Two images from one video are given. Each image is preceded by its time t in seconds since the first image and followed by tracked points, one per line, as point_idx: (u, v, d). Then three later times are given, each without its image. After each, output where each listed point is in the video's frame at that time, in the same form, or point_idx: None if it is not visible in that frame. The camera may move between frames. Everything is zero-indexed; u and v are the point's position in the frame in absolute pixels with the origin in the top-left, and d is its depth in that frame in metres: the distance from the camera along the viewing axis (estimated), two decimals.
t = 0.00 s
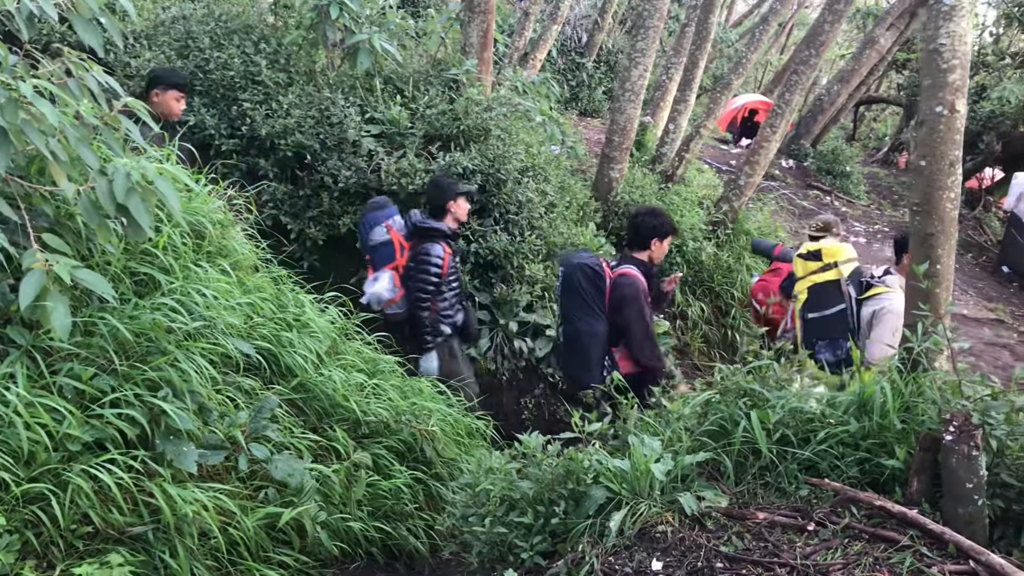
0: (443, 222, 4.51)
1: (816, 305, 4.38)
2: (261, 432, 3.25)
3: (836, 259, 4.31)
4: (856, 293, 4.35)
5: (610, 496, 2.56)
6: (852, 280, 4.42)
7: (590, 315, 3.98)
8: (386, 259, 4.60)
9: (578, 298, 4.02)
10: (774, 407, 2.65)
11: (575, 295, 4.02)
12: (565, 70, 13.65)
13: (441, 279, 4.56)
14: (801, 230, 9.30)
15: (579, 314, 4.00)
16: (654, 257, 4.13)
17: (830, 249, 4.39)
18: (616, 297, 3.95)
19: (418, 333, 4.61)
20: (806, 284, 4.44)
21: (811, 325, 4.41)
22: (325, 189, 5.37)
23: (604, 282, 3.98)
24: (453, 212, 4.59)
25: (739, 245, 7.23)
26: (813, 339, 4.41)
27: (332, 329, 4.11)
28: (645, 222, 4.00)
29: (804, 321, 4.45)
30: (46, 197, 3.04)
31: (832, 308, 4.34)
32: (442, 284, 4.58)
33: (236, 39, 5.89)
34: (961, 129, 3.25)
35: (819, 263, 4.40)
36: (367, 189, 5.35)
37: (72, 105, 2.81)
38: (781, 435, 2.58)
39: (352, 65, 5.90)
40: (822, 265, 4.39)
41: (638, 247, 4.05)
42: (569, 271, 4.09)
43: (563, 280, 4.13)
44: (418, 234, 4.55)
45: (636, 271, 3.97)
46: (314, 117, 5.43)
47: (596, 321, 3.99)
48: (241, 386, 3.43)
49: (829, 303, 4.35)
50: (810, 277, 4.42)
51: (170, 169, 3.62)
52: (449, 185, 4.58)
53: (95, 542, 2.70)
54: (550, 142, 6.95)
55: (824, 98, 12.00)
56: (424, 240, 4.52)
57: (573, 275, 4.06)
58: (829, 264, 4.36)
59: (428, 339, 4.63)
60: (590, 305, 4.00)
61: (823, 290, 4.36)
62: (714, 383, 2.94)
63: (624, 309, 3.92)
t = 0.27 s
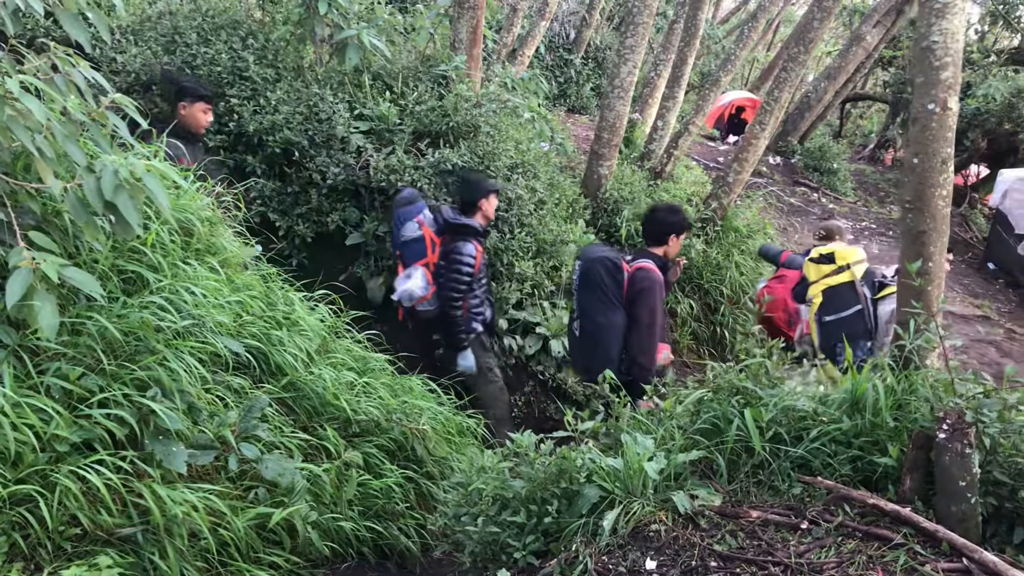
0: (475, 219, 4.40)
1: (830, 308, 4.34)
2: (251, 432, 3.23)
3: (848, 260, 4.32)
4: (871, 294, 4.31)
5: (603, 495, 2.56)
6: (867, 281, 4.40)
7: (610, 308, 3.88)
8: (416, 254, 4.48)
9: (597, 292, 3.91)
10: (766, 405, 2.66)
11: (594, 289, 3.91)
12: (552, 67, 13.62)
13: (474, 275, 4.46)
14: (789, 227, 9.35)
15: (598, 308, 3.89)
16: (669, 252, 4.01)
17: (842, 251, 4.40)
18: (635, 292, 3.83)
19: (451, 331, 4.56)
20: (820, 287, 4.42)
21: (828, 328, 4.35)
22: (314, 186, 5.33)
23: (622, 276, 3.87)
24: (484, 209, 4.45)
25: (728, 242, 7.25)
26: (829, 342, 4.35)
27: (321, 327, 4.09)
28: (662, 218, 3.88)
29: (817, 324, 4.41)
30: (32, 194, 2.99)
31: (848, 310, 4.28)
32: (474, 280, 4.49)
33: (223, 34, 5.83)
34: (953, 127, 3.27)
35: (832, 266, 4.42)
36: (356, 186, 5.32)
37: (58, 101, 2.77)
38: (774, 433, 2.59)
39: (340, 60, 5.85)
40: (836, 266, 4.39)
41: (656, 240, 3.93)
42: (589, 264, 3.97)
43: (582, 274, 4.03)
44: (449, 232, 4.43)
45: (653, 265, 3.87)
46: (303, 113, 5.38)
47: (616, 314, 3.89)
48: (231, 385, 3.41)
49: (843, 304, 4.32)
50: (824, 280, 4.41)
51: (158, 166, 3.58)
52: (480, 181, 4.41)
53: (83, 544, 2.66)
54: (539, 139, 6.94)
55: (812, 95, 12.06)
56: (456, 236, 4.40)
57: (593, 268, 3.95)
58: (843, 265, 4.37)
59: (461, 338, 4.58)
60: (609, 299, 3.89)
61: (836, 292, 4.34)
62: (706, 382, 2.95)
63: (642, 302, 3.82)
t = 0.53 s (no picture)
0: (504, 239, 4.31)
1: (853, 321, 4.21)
2: (239, 435, 3.20)
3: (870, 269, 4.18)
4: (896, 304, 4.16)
5: (594, 496, 2.55)
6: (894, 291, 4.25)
7: (635, 319, 3.85)
8: (443, 272, 4.39)
9: (622, 302, 3.86)
10: (757, 405, 2.67)
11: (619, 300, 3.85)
12: (538, 66, 13.60)
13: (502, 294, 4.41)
14: (774, 225, 9.42)
15: (624, 319, 3.86)
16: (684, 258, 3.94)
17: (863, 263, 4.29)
18: (659, 302, 3.79)
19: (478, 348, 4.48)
20: (842, 300, 4.28)
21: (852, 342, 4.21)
22: (301, 185, 5.29)
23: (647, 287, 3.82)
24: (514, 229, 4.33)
25: (714, 240, 7.28)
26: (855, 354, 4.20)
27: (309, 328, 4.05)
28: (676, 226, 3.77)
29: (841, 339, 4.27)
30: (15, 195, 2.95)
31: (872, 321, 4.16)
32: (501, 299, 4.43)
33: (208, 33, 5.76)
34: (941, 126, 3.29)
35: (854, 278, 4.26)
36: (343, 185, 5.28)
37: (42, 100, 2.72)
38: (765, 433, 2.60)
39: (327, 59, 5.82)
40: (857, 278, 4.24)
41: (672, 248, 3.81)
42: (612, 274, 3.91)
43: (604, 283, 3.96)
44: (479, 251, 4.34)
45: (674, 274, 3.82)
46: (289, 112, 5.35)
47: (640, 324, 3.87)
48: (218, 387, 3.37)
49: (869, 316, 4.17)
50: (846, 292, 4.26)
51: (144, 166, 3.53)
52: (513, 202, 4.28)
53: (69, 550, 2.63)
54: (527, 138, 6.94)
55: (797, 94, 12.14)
56: (486, 255, 4.32)
57: (616, 277, 3.88)
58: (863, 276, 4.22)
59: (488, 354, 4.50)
60: (634, 309, 3.85)
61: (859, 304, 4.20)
62: (697, 382, 2.95)
63: (667, 312, 3.79)
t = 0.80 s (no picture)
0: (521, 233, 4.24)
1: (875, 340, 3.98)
2: (227, 436, 3.16)
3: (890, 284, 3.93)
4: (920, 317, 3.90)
5: (585, 495, 2.55)
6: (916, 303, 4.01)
7: (655, 316, 3.88)
8: (459, 267, 4.20)
9: (642, 299, 3.89)
10: (746, 403, 2.68)
11: (640, 297, 3.88)
12: (523, 63, 13.57)
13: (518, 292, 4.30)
14: (759, 223, 9.47)
15: (645, 316, 3.87)
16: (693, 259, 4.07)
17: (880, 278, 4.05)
18: (679, 299, 3.85)
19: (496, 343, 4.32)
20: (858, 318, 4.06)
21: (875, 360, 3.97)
22: (286, 184, 5.24)
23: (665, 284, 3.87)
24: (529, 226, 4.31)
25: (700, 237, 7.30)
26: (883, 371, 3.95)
27: (296, 328, 4.01)
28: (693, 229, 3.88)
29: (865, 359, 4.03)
30: None
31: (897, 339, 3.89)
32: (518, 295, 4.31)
33: (191, 30, 5.69)
34: (928, 124, 3.32)
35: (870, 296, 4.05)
36: (329, 184, 5.23)
37: (24, 99, 2.67)
38: (754, 431, 2.61)
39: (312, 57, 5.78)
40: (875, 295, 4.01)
41: (684, 246, 3.93)
42: (631, 272, 3.94)
43: (622, 282, 3.98)
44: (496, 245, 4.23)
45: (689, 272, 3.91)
46: (274, 110, 5.31)
47: (659, 322, 3.89)
48: (205, 389, 3.33)
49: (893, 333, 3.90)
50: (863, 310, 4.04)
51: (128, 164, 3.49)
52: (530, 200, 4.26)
53: (54, 554, 2.59)
54: (513, 136, 6.93)
55: (781, 92, 12.22)
56: (502, 249, 4.21)
57: (636, 276, 3.92)
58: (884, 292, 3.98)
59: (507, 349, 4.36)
60: (654, 307, 3.89)
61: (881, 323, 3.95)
62: (686, 380, 2.95)
63: (688, 309, 3.85)
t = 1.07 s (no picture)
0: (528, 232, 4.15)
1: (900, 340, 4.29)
2: (215, 434, 3.13)
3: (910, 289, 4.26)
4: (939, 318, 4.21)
5: (576, 491, 2.54)
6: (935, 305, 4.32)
7: (667, 321, 3.90)
8: (466, 268, 4.24)
9: (653, 304, 3.90)
10: (736, 398, 2.68)
11: (651, 302, 3.90)
12: (509, 58, 13.51)
13: (529, 290, 4.21)
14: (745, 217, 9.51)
15: (657, 320, 3.89)
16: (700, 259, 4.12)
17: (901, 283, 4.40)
18: (689, 304, 3.89)
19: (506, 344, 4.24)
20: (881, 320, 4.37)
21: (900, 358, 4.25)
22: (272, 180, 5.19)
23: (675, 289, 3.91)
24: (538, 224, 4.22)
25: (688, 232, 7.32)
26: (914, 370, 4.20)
27: (284, 324, 3.98)
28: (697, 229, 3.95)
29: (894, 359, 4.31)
30: None
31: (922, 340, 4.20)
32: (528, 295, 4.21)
33: (175, 25, 5.62)
34: (917, 118, 3.35)
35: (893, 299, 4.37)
36: (316, 179, 5.19)
37: (6, 94, 2.62)
38: (744, 426, 2.61)
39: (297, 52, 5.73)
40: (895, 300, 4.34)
41: (690, 248, 3.99)
42: (641, 277, 3.96)
43: (632, 286, 4.00)
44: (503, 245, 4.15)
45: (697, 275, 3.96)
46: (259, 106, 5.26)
47: (671, 326, 3.90)
48: (192, 386, 3.30)
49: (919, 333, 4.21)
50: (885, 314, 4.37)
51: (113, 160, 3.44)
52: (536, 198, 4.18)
53: (40, 555, 2.55)
54: (500, 132, 6.91)
55: (767, 87, 12.26)
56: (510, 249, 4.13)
57: (646, 281, 3.93)
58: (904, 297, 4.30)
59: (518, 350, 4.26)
60: (664, 310, 3.91)
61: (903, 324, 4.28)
62: (676, 375, 2.95)
63: (698, 313, 3.88)
